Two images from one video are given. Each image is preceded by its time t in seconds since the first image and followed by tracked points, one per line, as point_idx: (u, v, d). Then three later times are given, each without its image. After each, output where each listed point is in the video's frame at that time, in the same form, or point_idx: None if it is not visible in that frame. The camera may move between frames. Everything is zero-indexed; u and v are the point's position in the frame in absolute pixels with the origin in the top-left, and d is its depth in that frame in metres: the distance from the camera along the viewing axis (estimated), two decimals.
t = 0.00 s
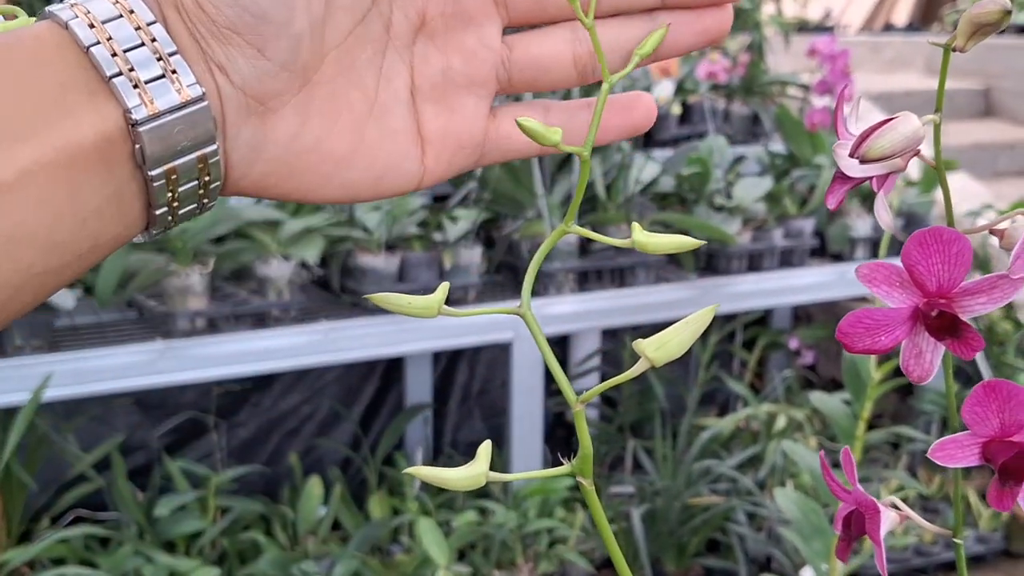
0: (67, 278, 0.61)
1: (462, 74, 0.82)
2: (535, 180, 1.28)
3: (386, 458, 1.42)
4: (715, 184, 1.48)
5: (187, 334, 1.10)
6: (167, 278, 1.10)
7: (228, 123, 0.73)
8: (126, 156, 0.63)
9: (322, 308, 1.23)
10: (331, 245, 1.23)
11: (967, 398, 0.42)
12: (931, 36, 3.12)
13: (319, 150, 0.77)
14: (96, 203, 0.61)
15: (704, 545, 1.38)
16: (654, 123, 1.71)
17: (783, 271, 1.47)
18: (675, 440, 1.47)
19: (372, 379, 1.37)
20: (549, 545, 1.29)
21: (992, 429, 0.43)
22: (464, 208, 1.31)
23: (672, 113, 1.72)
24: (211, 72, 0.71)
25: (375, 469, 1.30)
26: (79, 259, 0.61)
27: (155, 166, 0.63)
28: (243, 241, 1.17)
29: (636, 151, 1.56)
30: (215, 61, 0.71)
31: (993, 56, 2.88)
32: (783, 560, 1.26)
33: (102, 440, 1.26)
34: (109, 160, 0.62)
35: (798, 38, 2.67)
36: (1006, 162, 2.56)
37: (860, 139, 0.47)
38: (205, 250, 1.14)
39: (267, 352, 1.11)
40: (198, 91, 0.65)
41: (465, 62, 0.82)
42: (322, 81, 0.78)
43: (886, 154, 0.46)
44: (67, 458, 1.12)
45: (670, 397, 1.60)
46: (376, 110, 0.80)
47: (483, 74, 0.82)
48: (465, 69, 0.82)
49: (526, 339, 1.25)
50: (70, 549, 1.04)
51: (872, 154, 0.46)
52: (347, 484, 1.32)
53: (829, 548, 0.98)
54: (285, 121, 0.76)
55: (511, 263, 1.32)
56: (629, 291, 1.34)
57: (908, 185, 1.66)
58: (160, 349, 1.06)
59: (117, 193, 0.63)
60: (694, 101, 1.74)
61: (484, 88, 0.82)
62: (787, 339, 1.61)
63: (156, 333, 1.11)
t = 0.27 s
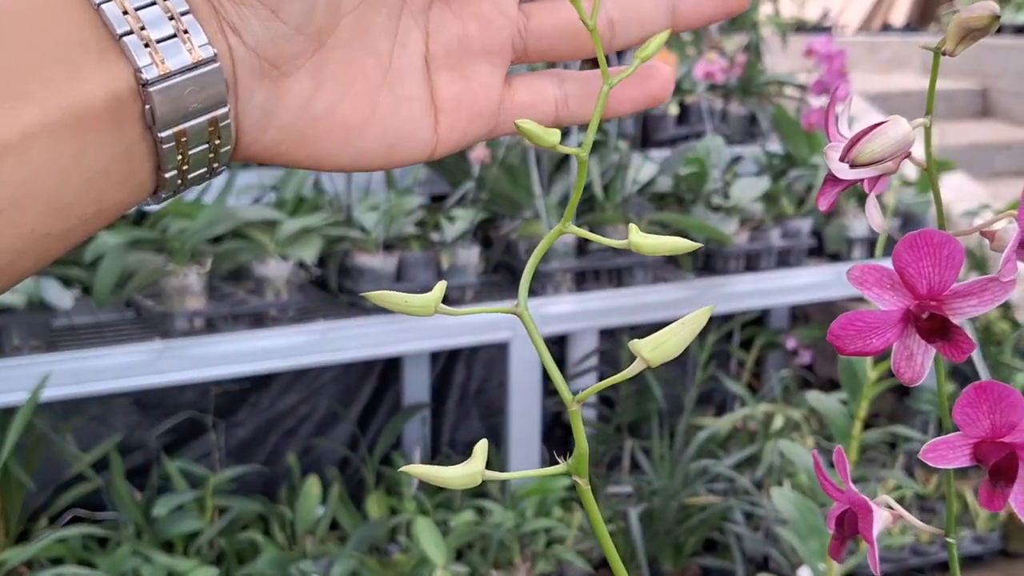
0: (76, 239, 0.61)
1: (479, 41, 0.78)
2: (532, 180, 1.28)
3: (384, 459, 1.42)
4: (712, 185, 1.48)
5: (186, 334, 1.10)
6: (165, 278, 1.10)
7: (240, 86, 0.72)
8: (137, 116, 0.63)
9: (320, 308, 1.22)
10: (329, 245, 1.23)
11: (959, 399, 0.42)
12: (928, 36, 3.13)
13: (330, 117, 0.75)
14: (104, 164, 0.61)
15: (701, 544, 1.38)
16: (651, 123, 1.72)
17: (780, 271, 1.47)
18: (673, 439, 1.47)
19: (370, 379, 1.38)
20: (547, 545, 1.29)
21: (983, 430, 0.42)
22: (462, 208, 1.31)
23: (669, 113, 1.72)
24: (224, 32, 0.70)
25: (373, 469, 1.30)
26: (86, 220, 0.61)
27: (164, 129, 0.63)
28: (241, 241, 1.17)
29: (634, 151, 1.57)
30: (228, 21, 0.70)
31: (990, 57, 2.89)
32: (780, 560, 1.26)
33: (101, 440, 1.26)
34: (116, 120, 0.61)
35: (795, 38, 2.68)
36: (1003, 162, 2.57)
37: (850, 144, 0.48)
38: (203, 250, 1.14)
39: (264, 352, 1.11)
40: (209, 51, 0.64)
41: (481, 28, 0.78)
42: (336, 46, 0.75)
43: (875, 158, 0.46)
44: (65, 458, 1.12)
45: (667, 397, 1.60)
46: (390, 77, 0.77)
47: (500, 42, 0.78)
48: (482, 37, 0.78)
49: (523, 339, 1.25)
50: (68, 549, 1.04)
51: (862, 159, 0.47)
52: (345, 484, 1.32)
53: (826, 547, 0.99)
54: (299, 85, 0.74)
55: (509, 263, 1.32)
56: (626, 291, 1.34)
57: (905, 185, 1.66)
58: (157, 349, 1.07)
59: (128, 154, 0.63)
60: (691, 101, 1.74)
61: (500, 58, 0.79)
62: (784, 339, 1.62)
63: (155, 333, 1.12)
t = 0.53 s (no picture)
0: (65, 223, 0.58)
1: (464, 14, 0.78)
2: (530, 180, 1.28)
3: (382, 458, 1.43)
4: (710, 185, 1.48)
5: (184, 334, 1.11)
6: (164, 278, 1.10)
7: (231, 66, 0.70)
8: (129, 97, 0.60)
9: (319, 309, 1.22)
10: (327, 245, 1.23)
11: (951, 393, 0.39)
12: (926, 36, 3.13)
13: (321, 96, 0.75)
14: (99, 142, 0.59)
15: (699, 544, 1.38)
16: (649, 123, 1.72)
17: (777, 270, 1.48)
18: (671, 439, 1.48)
19: (369, 379, 1.38)
20: (545, 544, 1.29)
21: (976, 426, 0.39)
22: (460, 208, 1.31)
23: (667, 113, 1.72)
24: (214, 12, 0.69)
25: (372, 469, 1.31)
26: (83, 201, 0.59)
27: (158, 108, 0.61)
28: (240, 241, 1.17)
29: (632, 151, 1.57)
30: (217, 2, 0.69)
31: (988, 57, 2.90)
32: (777, 559, 1.27)
33: (99, 440, 1.26)
34: (111, 97, 0.59)
35: (793, 38, 2.69)
36: (1000, 162, 2.58)
37: (844, 142, 0.48)
38: (202, 250, 1.14)
39: (263, 352, 1.12)
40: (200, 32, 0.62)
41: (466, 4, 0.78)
42: (324, 24, 0.76)
43: (870, 156, 0.46)
44: (64, 458, 1.12)
45: (665, 397, 1.61)
46: (378, 53, 0.77)
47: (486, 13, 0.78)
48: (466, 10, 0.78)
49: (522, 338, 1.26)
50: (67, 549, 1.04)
51: (856, 157, 0.47)
52: (343, 484, 1.33)
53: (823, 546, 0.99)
54: (290, 62, 0.73)
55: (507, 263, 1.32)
56: (624, 291, 1.35)
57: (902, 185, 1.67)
58: (156, 349, 1.07)
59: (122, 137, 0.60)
60: (689, 101, 1.75)
61: (485, 32, 0.79)
62: (781, 338, 1.62)
63: (153, 333, 1.12)
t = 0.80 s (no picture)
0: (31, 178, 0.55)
1: None
2: (528, 181, 1.29)
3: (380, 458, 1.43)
4: (706, 185, 1.49)
5: (183, 333, 1.11)
6: (163, 278, 1.11)
7: None
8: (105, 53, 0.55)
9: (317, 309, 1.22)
10: (325, 245, 1.23)
11: (938, 392, 0.39)
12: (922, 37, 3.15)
13: None
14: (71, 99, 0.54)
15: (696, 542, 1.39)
16: (646, 123, 1.73)
17: (774, 270, 1.48)
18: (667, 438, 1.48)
19: (367, 378, 1.36)
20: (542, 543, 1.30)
21: (963, 423, 0.40)
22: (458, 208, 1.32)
23: (664, 113, 1.73)
24: None
25: (370, 467, 1.32)
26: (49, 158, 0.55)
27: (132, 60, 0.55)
28: (238, 241, 1.17)
29: (629, 151, 1.58)
30: None
31: (983, 57, 2.91)
32: (774, 558, 1.27)
33: (98, 439, 1.27)
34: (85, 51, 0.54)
35: (790, 39, 2.70)
36: (996, 162, 2.59)
37: (831, 146, 0.48)
38: (200, 250, 1.14)
39: (261, 352, 1.12)
40: None
41: None
42: None
43: (856, 159, 0.47)
44: (63, 457, 1.12)
45: (662, 396, 1.61)
46: None
47: None
48: None
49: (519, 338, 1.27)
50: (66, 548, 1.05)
51: (843, 160, 0.47)
52: (342, 483, 1.33)
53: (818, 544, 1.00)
54: None
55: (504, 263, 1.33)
56: (621, 291, 1.35)
57: (898, 185, 1.68)
58: (155, 348, 1.07)
59: (82, 24, 0.39)
60: (686, 101, 1.75)
61: None
62: (778, 338, 1.63)
63: (152, 333, 1.12)
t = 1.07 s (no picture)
0: None
1: None
2: (525, 182, 1.29)
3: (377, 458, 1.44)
4: (703, 186, 1.49)
5: (181, 334, 1.11)
6: (161, 279, 1.11)
7: None
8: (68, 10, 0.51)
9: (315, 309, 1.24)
10: (323, 246, 1.24)
11: (925, 394, 0.39)
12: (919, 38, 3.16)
13: None
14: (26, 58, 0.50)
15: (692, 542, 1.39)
16: (643, 124, 1.73)
17: (770, 271, 1.49)
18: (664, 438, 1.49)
19: (365, 379, 1.37)
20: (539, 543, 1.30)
21: (949, 426, 0.40)
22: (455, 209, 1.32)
23: (661, 114, 1.73)
24: None
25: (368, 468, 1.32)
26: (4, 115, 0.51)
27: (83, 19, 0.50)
28: (236, 242, 1.17)
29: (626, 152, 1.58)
30: None
31: (979, 58, 2.92)
32: (770, 558, 1.28)
33: (96, 440, 1.27)
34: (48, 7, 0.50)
35: (786, 40, 2.71)
36: (992, 163, 2.60)
37: (819, 151, 0.48)
38: (198, 251, 1.15)
39: (259, 352, 1.13)
40: None
41: None
42: None
43: (844, 165, 0.47)
44: (61, 457, 1.13)
45: (658, 396, 1.62)
46: None
47: None
48: None
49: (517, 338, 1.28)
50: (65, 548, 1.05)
51: (830, 166, 0.47)
52: (339, 483, 1.33)
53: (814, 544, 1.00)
54: None
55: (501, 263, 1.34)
56: (618, 291, 1.36)
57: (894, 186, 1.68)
58: (153, 349, 1.07)
59: None
60: (683, 102, 1.76)
61: None
62: (774, 338, 1.64)
63: (150, 334, 1.12)
